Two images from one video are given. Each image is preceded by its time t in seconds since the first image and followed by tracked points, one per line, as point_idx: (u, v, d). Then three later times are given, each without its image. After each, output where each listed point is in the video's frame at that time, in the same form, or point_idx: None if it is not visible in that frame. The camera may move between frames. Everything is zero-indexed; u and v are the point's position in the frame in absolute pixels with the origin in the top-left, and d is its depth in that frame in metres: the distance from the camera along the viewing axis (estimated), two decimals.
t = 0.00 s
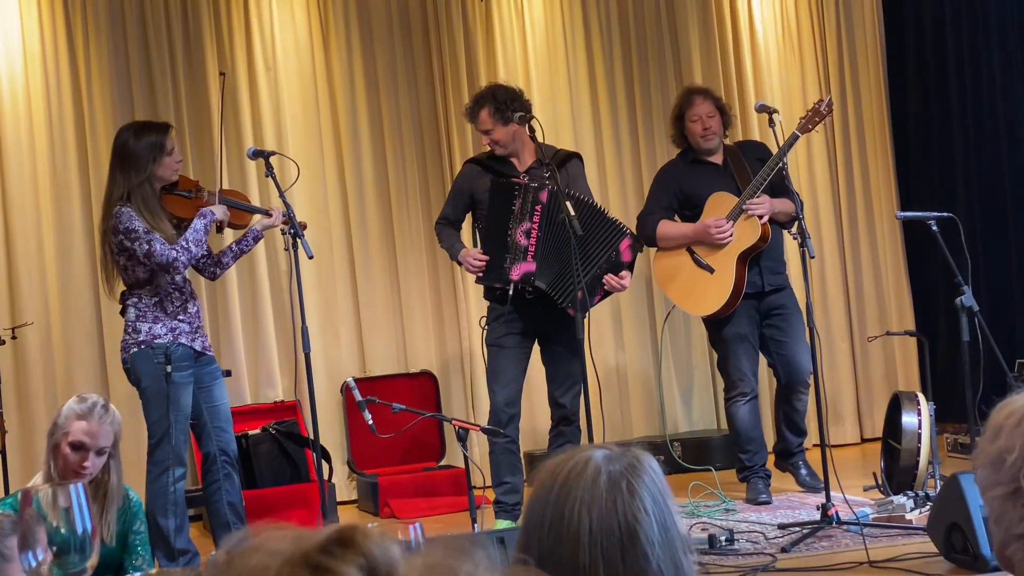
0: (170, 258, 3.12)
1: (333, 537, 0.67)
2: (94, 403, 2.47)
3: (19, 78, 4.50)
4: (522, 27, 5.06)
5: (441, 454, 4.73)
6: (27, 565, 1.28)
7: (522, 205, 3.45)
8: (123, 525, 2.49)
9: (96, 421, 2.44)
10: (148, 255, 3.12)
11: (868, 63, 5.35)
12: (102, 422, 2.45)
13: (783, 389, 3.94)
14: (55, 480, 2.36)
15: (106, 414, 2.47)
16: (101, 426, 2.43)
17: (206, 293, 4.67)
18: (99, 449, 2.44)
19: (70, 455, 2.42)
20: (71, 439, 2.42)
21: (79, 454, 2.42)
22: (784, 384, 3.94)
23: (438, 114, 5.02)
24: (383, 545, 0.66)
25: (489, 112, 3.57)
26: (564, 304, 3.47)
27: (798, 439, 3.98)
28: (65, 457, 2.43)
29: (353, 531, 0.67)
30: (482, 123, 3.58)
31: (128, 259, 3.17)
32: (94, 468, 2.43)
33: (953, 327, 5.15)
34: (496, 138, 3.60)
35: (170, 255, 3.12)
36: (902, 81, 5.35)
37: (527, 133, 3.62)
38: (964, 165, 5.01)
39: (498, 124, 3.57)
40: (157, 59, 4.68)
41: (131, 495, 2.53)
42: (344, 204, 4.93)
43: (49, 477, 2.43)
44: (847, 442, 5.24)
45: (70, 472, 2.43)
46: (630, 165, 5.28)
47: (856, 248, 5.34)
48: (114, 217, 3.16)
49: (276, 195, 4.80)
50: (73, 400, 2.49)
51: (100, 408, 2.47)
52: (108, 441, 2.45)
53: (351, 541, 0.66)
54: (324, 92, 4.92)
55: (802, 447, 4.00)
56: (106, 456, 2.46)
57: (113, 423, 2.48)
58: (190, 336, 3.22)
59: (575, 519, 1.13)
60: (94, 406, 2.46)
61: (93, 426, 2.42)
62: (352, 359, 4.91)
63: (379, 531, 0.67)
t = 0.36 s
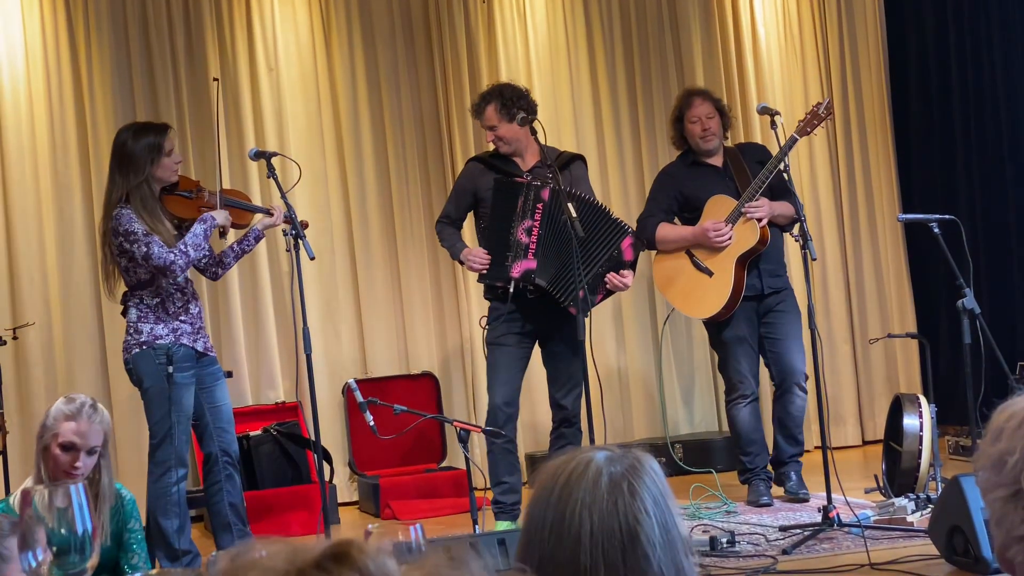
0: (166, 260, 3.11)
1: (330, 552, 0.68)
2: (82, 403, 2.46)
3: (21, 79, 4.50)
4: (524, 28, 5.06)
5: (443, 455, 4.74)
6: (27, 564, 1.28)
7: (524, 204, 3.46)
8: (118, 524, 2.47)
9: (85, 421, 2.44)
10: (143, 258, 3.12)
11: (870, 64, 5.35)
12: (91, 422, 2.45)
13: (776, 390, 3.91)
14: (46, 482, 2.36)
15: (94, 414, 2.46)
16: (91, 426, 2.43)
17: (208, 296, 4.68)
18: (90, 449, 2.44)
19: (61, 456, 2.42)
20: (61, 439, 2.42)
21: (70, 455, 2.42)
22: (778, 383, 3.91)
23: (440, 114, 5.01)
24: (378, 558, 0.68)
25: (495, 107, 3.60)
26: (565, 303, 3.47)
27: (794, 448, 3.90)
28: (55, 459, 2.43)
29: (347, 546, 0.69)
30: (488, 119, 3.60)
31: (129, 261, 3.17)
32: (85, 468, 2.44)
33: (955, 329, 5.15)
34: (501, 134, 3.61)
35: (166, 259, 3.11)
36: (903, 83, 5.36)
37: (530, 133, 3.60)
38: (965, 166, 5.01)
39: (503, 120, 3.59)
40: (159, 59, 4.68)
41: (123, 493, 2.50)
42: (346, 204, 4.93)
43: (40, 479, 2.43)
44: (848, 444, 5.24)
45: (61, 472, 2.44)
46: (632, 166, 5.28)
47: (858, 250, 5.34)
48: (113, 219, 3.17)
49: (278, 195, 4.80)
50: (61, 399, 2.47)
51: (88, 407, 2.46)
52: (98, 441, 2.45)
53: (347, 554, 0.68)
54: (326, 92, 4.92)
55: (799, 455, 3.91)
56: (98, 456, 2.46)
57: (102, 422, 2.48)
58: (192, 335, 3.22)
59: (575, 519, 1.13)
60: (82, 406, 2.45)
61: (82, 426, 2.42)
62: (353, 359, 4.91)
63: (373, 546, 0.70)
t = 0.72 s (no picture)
0: (137, 274, 3.07)
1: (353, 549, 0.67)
2: (72, 402, 2.46)
3: (24, 78, 4.50)
4: (527, 29, 5.06)
5: (445, 456, 4.74)
6: (30, 563, 1.27)
7: (524, 197, 3.50)
8: (114, 522, 2.45)
9: (75, 419, 2.44)
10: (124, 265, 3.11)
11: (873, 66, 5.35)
12: (82, 420, 2.45)
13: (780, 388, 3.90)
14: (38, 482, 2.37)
15: (85, 412, 2.46)
16: (82, 424, 2.43)
17: (210, 296, 4.69)
18: (82, 447, 2.44)
19: (53, 456, 2.42)
20: (53, 439, 2.42)
21: (62, 454, 2.43)
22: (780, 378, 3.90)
23: (443, 114, 5.01)
24: (405, 558, 0.67)
25: (505, 105, 3.63)
26: (560, 298, 3.48)
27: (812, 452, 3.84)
28: (47, 459, 2.43)
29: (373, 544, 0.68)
30: (497, 117, 3.63)
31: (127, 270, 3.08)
32: (78, 467, 2.44)
33: (957, 330, 5.15)
34: (507, 132, 3.64)
35: (137, 276, 3.06)
36: (906, 84, 5.36)
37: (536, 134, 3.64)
38: (968, 168, 5.00)
39: (512, 119, 3.62)
40: (162, 61, 4.68)
41: (117, 490, 2.48)
42: (348, 204, 4.94)
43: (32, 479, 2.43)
44: (850, 445, 5.24)
45: (54, 472, 2.44)
46: (635, 167, 5.28)
47: (860, 251, 5.34)
48: (111, 223, 3.16)
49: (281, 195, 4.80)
50: (51, 399, 2.47)
51: (78, 406, 2.46)
52: (90, 439, 2.45)
53: (373, 554, 0.67)
54: (329, 93, 4.92)
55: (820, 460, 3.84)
56: (90, 454, 2.46)
57: (93, 419, 2.48)
58: (194, 335, 3.22)
59: (578, 519, 1.13)
60: (72, 405, 2.45)
61: (73, 425, 2.42)
62: (355, 360, 4.91)
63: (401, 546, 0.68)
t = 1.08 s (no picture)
0: (128, 275, 3.11)
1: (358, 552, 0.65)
2: (68, 401, 2.46)
3: (27, 78, 4.51)
4: (530, 30, 5.07)
5: (446, 457, 4.75)
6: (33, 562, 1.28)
7: (513, 195, 3.58)
8: (113, 521, 2.45)
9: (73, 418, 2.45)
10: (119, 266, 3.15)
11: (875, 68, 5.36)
12: (80, 419, 2.46)
13: (783, 393, 3.89)
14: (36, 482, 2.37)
15: (82, 411, 2.46)
16: (79, 423, 2.43)
17: (212, 296, 4.69)
18: (80, 446, 2.44)
19: (53, 455, 2.42)
20: (50, 439, 2.42)
21: (60, 453, 2.43)
22: (783, 384, 3.89)
23: (445, 115, 5.02)
24: (409, 564, 0.65)
25: (492, 111, 3.66)
26: (556, 290, 3.56)
27: (811, 458, 3.82)
28: (45, 459, 2.43)
29: (377, 547, 0.66)
30: (484, 120, 3.67)
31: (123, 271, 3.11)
32: (76, 466, 2.44)
33: (959, 332, 5.15)
34: (493, 137, 3.68)
35: (127, 273, 3.11)
36: (908, 86, 5.36)
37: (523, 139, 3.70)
38: (971, 170, 5.00)
39: (499, 124, 3.66)
40: (165, 63, 4.69)
41: (115, 490, 2.47)
42: (351, 205, 4.94)
43: (28, 479, 2.41)
44: (852, 447, 5.24)
45: (52, 472, 2.44)
46: (637, 168, 5.28)
47: (862, 253, 5.35)
48: (112, 223, 3.19)
49: (284, 195, 4.81)
50: (47, 399, 2.47)
51: (75, 405, 2.46)
52: (87, 438, 2.46)
53: (375, 562, 0.65)
54: (332, 93, 4.92)
55: (818, 465, 3.83)
56: (87, 454, 2.46)
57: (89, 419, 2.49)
58: (196, 336, 3.21)
59: (580, 518, 1.13)
60: (70, 404, 2.45)
61: (70, 425, 2.42)
62: (357, 360, 4.91)
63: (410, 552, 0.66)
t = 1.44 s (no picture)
0: (135, 278, 3.14)
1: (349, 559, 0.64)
2: (78, 399, 2.47)
3: (29, 77, 4.50)
4: (531, 30, 5.07)
5: (447, 457, 4.75)
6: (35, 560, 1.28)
7: (496, 201, 3.63)
8: (119, 521, 2.45)
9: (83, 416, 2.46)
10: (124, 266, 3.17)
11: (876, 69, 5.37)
12: (88, 417, 2.46)
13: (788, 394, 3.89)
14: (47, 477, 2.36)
15: (92, 410, 2.47)
16: (89, 421, 2.44)
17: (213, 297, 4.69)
18: (89, 444, 2.45)
19: (63, 453, 2.42)
20: (60, 436, 2.42)
21: (70, 451, 2.43)
22: (787, 386, 3.90)
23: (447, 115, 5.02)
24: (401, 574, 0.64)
25: (469, 116, 3.71)
26: (545, 292, 3.63)
27: (816, 457, 3.85)
28: (54, 456, 2.43)
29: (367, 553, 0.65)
30: (461, 126, 3.72)
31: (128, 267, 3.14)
32: (84, 464, 2.44)
33: (961, 332, 5.14)
34: (471, 141, 3.74)
35: (134, 278, 3.13)
36: (910, 87, 5.35)
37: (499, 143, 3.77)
38: (973, 170, 5.00)
39: (476, 128, 3.72)
40: (167, 64, 4.69)
41: (123, 490, 2.48)
42: (352, 205, 4.94)
43: (37, 477, 2.41)
44: (854, 448, 5.24)
45: (61, 470, 2.43)
46: (639, 168, 5.28)
47: (864, 253, 5.34)
48: (116, 223, 3.18)
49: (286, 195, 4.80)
50: (56, 397, 2.47)
51: (84, 404, 2.47)
52: (95, 436, 2.46)
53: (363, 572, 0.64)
54: (333, 93, 4.93)
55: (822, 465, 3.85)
56: (95, 452, 2.47)
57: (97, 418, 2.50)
58: (196, 336, 3.21)
59: (582, 518, 1.13)
60: (79, 402, 2.46)
61: (81, 422, 2.43)
62: (358, 360, 4.91)
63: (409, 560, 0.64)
